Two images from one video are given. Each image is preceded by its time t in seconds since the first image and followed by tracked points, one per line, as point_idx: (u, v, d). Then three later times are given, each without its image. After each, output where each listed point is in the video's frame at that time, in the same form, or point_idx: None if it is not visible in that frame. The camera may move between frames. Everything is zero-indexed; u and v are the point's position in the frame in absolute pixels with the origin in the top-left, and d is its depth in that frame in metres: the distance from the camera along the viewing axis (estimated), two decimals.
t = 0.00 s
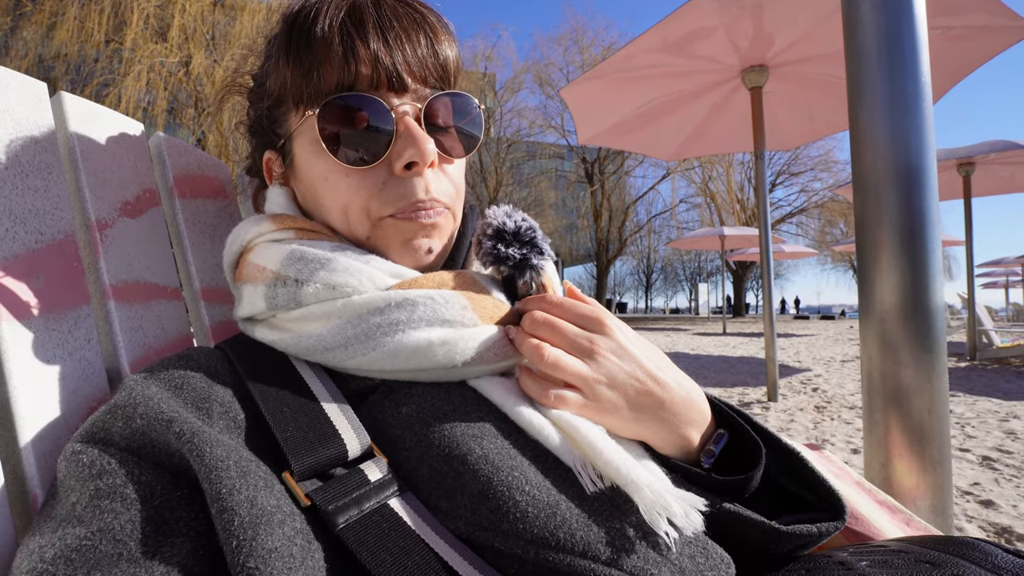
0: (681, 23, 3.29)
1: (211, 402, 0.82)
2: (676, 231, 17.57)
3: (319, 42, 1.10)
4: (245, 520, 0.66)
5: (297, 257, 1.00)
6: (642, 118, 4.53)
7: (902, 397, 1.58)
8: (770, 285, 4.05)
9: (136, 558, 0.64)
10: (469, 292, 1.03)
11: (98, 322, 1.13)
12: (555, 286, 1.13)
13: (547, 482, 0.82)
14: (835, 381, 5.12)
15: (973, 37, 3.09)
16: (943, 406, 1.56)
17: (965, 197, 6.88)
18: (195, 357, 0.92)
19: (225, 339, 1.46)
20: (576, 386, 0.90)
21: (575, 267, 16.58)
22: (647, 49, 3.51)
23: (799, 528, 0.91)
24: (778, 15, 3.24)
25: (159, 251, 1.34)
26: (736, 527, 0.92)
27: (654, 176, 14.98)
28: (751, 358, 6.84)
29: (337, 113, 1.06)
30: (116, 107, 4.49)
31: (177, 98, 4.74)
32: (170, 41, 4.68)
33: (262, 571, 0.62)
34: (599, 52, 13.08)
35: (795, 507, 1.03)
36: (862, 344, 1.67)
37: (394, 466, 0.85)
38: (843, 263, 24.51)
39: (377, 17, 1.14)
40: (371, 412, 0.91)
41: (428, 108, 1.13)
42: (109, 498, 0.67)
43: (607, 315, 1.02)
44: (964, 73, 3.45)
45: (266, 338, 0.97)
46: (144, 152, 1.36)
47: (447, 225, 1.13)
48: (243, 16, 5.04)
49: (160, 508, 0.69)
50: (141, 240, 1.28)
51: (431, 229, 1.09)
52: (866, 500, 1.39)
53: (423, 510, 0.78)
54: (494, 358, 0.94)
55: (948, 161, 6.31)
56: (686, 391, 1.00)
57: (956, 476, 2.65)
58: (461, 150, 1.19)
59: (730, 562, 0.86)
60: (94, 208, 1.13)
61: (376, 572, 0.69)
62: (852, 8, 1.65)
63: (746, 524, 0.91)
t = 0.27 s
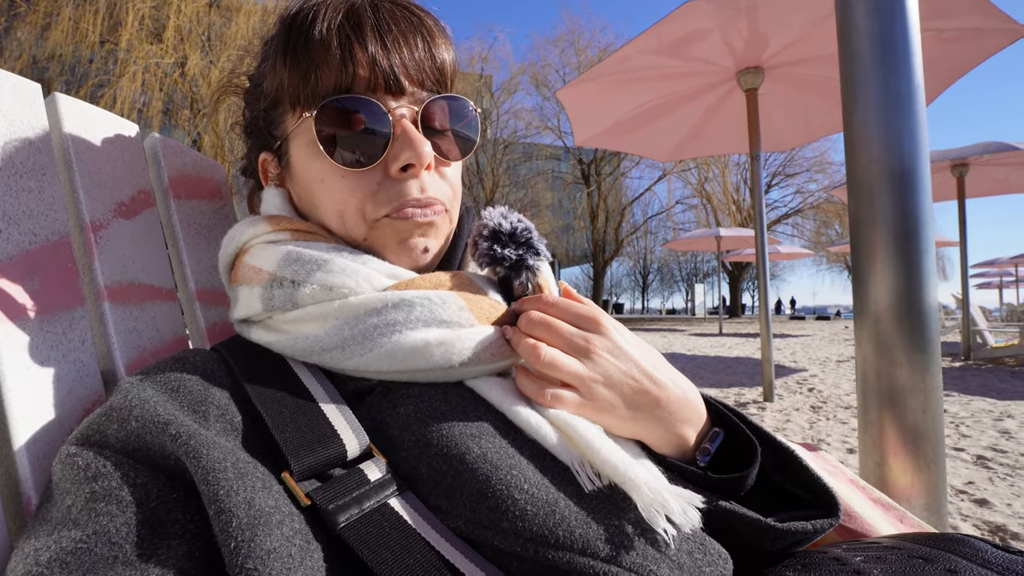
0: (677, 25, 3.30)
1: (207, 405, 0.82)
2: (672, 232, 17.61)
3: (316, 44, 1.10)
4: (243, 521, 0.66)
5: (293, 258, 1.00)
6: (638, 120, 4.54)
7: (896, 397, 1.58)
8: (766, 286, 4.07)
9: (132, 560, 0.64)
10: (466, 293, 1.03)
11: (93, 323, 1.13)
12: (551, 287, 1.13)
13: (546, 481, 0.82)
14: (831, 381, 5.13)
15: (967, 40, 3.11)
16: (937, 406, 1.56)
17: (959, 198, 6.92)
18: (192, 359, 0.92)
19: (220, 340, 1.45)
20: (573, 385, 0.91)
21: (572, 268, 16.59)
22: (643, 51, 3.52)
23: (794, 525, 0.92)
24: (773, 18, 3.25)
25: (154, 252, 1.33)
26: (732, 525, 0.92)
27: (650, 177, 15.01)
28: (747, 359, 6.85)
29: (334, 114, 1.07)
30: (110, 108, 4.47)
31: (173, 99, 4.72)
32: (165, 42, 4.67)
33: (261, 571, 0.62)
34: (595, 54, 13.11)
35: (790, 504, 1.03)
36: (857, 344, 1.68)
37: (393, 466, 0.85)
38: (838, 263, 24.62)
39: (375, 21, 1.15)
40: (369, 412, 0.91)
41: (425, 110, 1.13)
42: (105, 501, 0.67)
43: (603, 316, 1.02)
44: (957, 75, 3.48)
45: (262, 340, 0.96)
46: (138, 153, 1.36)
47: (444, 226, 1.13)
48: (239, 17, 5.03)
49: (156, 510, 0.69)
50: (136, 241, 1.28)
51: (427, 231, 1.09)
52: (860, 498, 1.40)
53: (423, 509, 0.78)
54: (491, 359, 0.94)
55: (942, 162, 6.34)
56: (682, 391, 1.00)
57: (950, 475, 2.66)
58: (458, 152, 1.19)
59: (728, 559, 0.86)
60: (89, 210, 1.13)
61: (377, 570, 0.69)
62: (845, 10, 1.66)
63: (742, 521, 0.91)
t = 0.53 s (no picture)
0: (677, 25, 3.30)
1: (208, 405, 0.82)
2: (673, 232, 17.60)
3: (318, 44, 1.10)
4: (244, 521, 0.66)
5: (294, 258, 1.00)
6: (639, 120, 4.54)
7: (897, 397, 1.58)
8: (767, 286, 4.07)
9: (133, 560, 0.64)
10: (467, 293, 1.03)
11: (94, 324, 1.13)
12: (551, 287, 1.14)
13: (546, 481, 0.82)
14: (832, 381, 5.13)
15: (967, 40, 3.11)
16: (938, 406, 1.56)
17: (960, 198, 6.91)
18: (192, 359, 0.92)
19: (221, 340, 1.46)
20: (573, 386, 0.91)
21: (572, 268, 16.59)
22: (643, 51, 3.52)
23: (795, 526, 0.92)
24: (774, 18, 3.25)
25: (155, 253, 1.34)
26: (733, 526, 0.92)
27: (651, 177, 15.01)
28: (748, 359, 6.85)
29: (334, 115, 1.07)
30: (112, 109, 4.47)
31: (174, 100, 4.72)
32: (166, 43, 4.68)
33: (261, 571, 0.62)
34: (596, 54, 13.11)
35: (791, 505, 1.03)
36: (858, 344, 1.68)
37: (393, 466, 0.85)
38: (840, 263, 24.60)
39: (376, 21, 1.15)
40: (369, 412, 0.91)
41: (426, 111, 1.13)
42: (106, 500, 0.67)
43: (603, 316, 1.02)
44: (958, 75, 3.47)
45: (263, 339, 0.97)
46: (139, 154, 1.36)
47: (445, 226, 1.13)
48: (240, 18, 5.04)
49: (157, 510, 0.69)
50: (137, 242, 1.28)
51: (428, 229, 1.09)
52: (861, 498, 1.40)
53: (423, 510, 0.78)
54: (492, 359, 0.94)
55: (943, 163, 6.34)
56: (682, 391, 1.00)
57: (951, 476, 2.66)
58: (459, 153, 1.19)
59: (728, 559, 0.86)
60: (90, 210, 1.13)
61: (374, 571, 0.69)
62: (846, 10, 1.66)
63: (743, 523, 0.91)
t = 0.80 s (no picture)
0: (677, 24, 3.30)
1: (208, 404, 0.82)
2: (673, 231, 17.60)
3: (321, 44, 1.10)
4: (243, 520, 0.66)
5: (294, 257, 1.00)
6: (638, 119, 4.54)
7: (896, 397, 1.58)
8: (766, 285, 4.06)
9: (132, 559, 0.64)
10: (466, 293, 1.03)
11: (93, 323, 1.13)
12: (551, 288, 1.13)
13: (545, 480, 0.82)
14: (831, 381, 5.13)
15: (967, 39, 3.11)
16: (938, 406, 1.56)
17: (959, 197, 6.91)
18: (192, 358, 0.92)
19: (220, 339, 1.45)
20: (572, 386, 0.91)
21: (572, 267, 16.58)
22: (644, 50, 3.52)
23: (795, 526, 0.92)
24: (774, 17, 3.25)
25: (154, 252, 1.34)
26: (732, 525, 0.91)
27: (651, 176, 15.01)
28: (748, 358, 6.85)
29: (336, 114, 1.06)
30: (111, 108, 4.47)
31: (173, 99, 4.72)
32: (165, 42, 4.67)
33: (260, 570, 0.62)
34: (596, 53, 13.10)
35: (790, 505, 1.03)
36: (858, 344, 1.68)
37: (392, 465, 0.85)
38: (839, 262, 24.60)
39: (379, 22, 1.14)
40: (369, 411, 0.91)
41: (427, 112, 1.13)
42: (105, 499, 0.67)
43: (603, 316, 1.02)
44: (958, 74, 3.47)
45: (263, 338, 0.97)
46: (139, 152, 1.36)
47: (446, 229, 1.13)
48: (239, 17, 5.04)
49: (156, 509, 0.69)
50: (137, 241, 1.28)
51: (429, 231, 1.10)
52: (861, 498, 1.40)
53: (422, 509, 0.78)
54: (491, 358, 0.94)
55: (943, 162, 6.33)
56: (682, 391, 1.00)
57: (951, 475, 2.66)
58: (460, 154, 1.19)
59: (727, 559, 0.86)
60: (89, 209, 1.13)
61: (374, 571, 0.69)
62: (846, 10, 1.66)
63: (742, 522, 0.91)
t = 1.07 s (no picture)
0: (684, 27, 3.30)
1: (214, 399, 0.83)
2: (679, 234, 17.55)
3: (332, 41, 1.11)
4: (249, 515, 0.66)
5: (302, 253, 1.01)
6: (645, 122, 4.53)
7: (904, 401, 1.57)
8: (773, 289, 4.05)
9: (139, 553, 0.64)
10: (472, 291, 1.03)
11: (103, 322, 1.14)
12: (556, 287, 1.13)
13: (548, 478, 0.81)
14: (838, 385, 5.10)
15: (977, 42, 3.09)
16: (946, 410, 1.55)
17: (969, 201, 6.86)
18: (199, 354, 0.92)
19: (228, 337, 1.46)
20: (577, 385, 0.91)
21: (578, 270, 16.57)
22: (650, 53, 3.52)
23: (798, 527, 0.91)
24: (781, 20, 3.24)
25: (164, 252, 1.35)
26: (735, 526, 0.91)
27: (657, 179, 14.98)
28: (754, 362, 6.82)
29: (345, 111, 1.07)
30: (121, 109, 4.51)
31: (182, 100, 4.75)
32: (175, 43, 4.71)
33: (265, 566, 0.63)
34: (602, 56, 13.10)
35: (794, 507, 1.02)
36: (865, 347, 1.67)
37: (395, 461, 0.85)
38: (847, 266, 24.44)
39: (390, 20, 1.15)
40: (373, 407, 0.91)
41: (435, 110, 1.14)
42: (112, 494, 0.67)
43: (608, 316, 1.02)
44: (967, 78, 3.45)
45: (270, 333, 0.97)
46: (150, 153, 1.37)
47: (453, 223, 1.13)
48: (248, 19, 5.08)
49: (163, 504, 0.69)
50: (147, 241, 1.29)
51: (435, 226, 1.10)
52: (867, 503, 1.39)
53: (424, 505, 0.78)
54: (496, 356, 0.94)
55: (952, 166, 6.29)
56: (686, 392, 1.00)
57: (959, 481, 2.63)
58: (467, 152, 1.19)
59: (730, 559, 0.86)
60: (100, 210, 1.14)
61: (375, 568, 0.69)
62: (854, 12, 1.66)
63: (746, 523, 0.90)
